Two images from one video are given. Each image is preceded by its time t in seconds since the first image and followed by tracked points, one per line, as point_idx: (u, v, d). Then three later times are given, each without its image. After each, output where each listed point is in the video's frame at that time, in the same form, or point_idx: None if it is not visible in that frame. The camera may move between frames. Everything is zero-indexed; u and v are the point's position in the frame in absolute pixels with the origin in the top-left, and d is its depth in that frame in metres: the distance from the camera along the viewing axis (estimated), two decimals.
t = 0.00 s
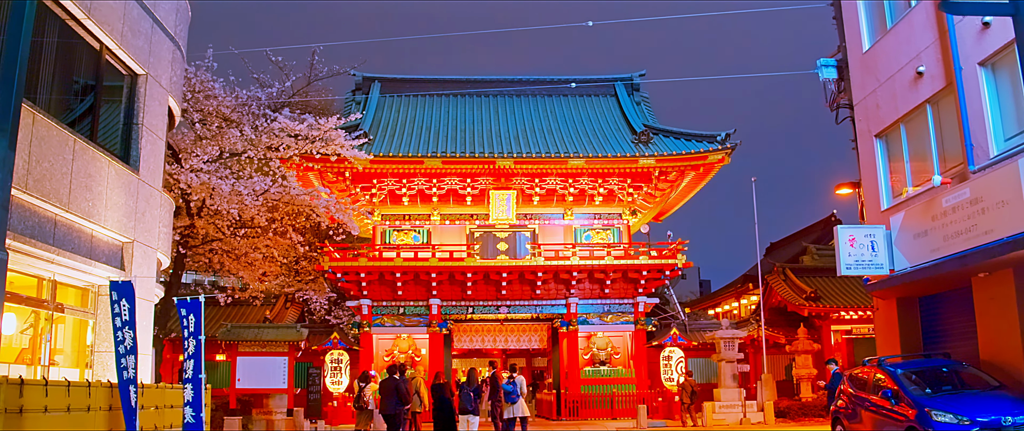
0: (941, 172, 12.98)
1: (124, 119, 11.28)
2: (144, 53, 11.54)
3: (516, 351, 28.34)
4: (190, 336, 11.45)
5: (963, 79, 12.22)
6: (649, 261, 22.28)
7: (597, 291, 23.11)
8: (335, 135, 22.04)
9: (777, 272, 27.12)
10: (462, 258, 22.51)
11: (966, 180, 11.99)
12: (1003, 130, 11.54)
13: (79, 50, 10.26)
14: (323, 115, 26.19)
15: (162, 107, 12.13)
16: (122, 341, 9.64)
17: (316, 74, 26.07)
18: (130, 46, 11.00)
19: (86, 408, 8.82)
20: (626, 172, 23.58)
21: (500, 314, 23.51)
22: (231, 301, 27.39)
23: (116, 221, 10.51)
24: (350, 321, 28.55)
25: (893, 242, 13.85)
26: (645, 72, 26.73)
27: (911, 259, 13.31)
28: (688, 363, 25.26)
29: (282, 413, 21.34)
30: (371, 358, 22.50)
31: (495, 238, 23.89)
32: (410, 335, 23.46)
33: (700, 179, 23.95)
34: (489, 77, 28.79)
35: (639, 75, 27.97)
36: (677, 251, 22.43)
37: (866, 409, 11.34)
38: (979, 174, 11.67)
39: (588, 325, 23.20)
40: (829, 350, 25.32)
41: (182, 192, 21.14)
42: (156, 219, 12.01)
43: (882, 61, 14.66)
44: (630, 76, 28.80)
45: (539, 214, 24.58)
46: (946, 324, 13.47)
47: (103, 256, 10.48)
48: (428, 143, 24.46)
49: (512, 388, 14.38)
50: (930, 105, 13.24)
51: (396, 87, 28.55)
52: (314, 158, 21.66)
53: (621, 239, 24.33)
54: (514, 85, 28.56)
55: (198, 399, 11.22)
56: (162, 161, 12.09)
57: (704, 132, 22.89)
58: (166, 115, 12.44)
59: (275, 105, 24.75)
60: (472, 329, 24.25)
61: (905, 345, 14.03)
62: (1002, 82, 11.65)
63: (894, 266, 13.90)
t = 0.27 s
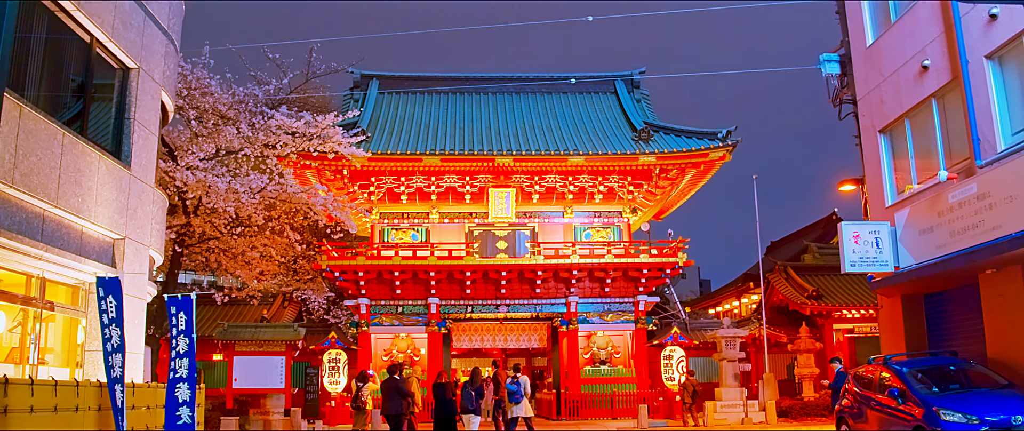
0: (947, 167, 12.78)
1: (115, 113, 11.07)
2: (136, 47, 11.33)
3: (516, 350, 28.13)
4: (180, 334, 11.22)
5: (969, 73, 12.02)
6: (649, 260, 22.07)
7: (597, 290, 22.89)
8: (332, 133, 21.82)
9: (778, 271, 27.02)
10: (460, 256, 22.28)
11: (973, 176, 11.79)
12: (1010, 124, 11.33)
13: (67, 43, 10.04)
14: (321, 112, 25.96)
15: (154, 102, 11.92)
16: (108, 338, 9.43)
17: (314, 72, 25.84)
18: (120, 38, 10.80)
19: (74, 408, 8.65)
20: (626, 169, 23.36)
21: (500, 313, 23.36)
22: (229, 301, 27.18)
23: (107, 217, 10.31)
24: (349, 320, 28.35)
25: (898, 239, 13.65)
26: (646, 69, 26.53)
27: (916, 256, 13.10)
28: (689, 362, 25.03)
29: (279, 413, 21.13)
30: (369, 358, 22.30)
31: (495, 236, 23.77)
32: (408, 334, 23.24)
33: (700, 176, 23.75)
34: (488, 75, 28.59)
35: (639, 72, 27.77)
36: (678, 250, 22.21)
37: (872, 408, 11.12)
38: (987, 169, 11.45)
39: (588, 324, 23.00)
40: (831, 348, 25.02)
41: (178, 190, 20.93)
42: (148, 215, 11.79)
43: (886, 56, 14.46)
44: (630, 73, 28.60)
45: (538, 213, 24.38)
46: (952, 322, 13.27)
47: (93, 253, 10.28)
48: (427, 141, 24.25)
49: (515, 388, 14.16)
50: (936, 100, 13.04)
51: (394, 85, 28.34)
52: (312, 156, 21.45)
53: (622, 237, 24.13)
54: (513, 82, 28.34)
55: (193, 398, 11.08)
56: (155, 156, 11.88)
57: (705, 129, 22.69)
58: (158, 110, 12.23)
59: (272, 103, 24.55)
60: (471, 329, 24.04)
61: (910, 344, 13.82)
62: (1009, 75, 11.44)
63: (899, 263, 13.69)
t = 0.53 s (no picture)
0: (952, 165, 12.57)
1: (105, 111, 10.85)
2: (127, 43, 11.12)
3: (515, 350, 27.92)
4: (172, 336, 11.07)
5: (976, 68, 11.81)
6: (649, 260, 21.85)
7: (597, 290, 22.67)
8: (329, 132, 21.59)
9: (780, 271, 26.71)
10: (459, 256, 22.05)
11: (979, 174, 11.59)
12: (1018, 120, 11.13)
13: (55, 38, 9.82)
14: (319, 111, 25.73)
15: (146, 99, 11.71)
16: (91, 339, 9.34)
17: (311, 70, 25.61)
18: (110, 33, 10.58)
19: (62, 412, 8.49)
20: (626, 169, 23.15)
21: (498, 313, 23.15)
22: (225, 301, 26.95)
23: (96, 216, 10.09)
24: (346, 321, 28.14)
25: (902, 238, 13.44)
26: (645, 67, 26.32)
27: (921, 255, 12.90)
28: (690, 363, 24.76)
29: (276, 414, 20.92)
30: (366, 358, 22.08)
31: (493, 235, 23.48)
32: (406, 335, 23.02)
33: (701, 176, 23.53)
34: (487, 73, 28.36)
35: (639, 71, 27.55)
36: (677, 250, 22.00)
37: (878, 411, 10.90)
38: (994, 167, 11.24)
39: (587, 324, 22.79)
40: (833, 348, 24.67)
41: (173, 189, 20.74)
42: (139, 214, 11.57)
43: (890, 52, 14.25)
44: (630, 72, 28.37)
45: (537, 212, 24.16)
46: (958, 322, 13.05)
47: (82, 252, 10.06)
48: (424, 140, 24.03)
49: (523, 391, 13.99)
50: (941, 97, 12.83)
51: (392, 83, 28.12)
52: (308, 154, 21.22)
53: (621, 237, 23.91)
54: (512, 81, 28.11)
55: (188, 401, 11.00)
56: (146, 153, 11.66)
57: (705, 128, 22.48)
58: (150, 107, 12.00)
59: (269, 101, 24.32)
60: (470, 329, 23.84)
61: (915, 345, 13.60)
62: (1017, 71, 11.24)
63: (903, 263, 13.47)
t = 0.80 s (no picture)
0: (960, 163, 12.38)
1: (97, 107, 10.65)
2: (119, 37, 10.91)
3: (515, 350, 27.72)
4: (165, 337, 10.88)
5: (984, 64, 11.61)
6: (650, 259, 21.65)
7: (597, 290, 22.46)
8: (327, 130, 21.36)
9: (781, 272, 26.46)
10: (458, 256, 21.84)
11: (987, 172, 11.39)
12: None
13: (43, 31, 9.59)
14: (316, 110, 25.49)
15: (139, 95, 11.50)
16: (76, 340, 9.10)
17: (309, 68, 25.37)
18: (101, 27, 10.36)
19: (50, 414, 8.29)
20: (627, 167, 22.94)
21: (498, 313, 22.90)
22: (222, 300, 26.71)
23: (87, 214, 9.88)
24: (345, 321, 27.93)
25: (908, 238, 13.25)
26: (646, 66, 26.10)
27: (927, 255, 12.70)
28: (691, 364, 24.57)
29: (273, 415, 20.74)
30: (365, 359, 21.88)
31: (493, 235, 23.42)
32: (405, 335, 22.79)
33: (702, 175, 23.33)
34: (487, 72, 28.14)
35: (640, 69, 27.33)
36: (678, 249, 21.80)
37: (883, 413, 10.71)
38: (1002, 164, 11.04)
39: (588, 324, 22.55)
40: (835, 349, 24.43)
41: (169, 187, 20.53)
42: (132, 212, 11.35)
43: (895, 49, 14.05)
44: (631, 70, 28.16)
45: (537, 211, 23.96)
46: (965, 323, 12.84)
47: (72, 251, 9.85)
48: (423, 138, 23.83)
49: (532, 391, 14.30)
50: (948, 93, 12.63)
51: (391, 81, 27.91)
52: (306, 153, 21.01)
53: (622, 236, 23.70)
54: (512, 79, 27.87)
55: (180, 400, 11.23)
56: (139, 150, 11.45)
57: (706, 126, 22.28)
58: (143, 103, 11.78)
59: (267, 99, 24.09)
60: (469, 329, 23.68)
61: (920, 345, 13.39)
62: None
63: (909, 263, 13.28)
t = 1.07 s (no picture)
0: (969, 160, 12.18)
1: (90, 101, 10.44)
2: (112, 30, 10.70)
3: (515, 350, 27.52)
4: (156, 337, 10.64)
5: (993, 59, 11.40)
6: (652, 258, 21.46)
7: (598, 289, 22.26)
8: (326, 127, 21.14)
9: (783, 270, 26.47)
10: (458, 255, 21.63)
11: (997, 168, 11.18)
12: None
13: (33, 23, 9.38)
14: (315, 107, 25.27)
15: (132, 89, 11.29)
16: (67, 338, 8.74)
17: (308, 65, 25.15)
18: (93, 20, 10.15)
19: (37, 416, 8.22)
20: (628, 165, 22.72)
21: (498, 312, 22.68)
22: (220, 300, 26.50)
23: (78, 211, 9.67)
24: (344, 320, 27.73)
25: (915, 236, 13.03)
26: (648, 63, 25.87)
27: (935, 253, 12.48)
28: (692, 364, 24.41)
29: (271, 415, 20.56)
30: (364, 358, 21.68)
31: (493, 233, 23.08)
32: (404, 334, 22.58)
33: (704, 173, 23.12)
34: (487, 69, 27.91)
35: (642, 67, 27.10)
36: (681, 248, 21.60)
37: (892, 414, 10.50)
38: (1013, 160, 10.83)
39: (589, 324, 22.32)
40: (838, 349, 24.20)
41: (167, 185, 20.36)
42: (125, 209, 11.14)
43: (901, 44, 13.85)
44: (632, 68, 27.94)
45: (537, 210, 23.76)
46: (973, 322, 12.63)
47: (64, 249, 9.65)
48: (423, 136, 23.61)
49: (537, 391, 14.32)
50: (956, 89, 12.43)
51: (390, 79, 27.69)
52: (304, 150, 20.79)
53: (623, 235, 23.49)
54: (512, 77, 27.64)
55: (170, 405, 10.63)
56: (132, 146, 11.24)
57: (709, 124, 22.06)
58: (137, 98, 11.57)
59: (265, 97, 23.87)
60: (468, 329, 23.46)
61: (928, 345, 13.18)
62: None
63: (916, 261, 13.06)
